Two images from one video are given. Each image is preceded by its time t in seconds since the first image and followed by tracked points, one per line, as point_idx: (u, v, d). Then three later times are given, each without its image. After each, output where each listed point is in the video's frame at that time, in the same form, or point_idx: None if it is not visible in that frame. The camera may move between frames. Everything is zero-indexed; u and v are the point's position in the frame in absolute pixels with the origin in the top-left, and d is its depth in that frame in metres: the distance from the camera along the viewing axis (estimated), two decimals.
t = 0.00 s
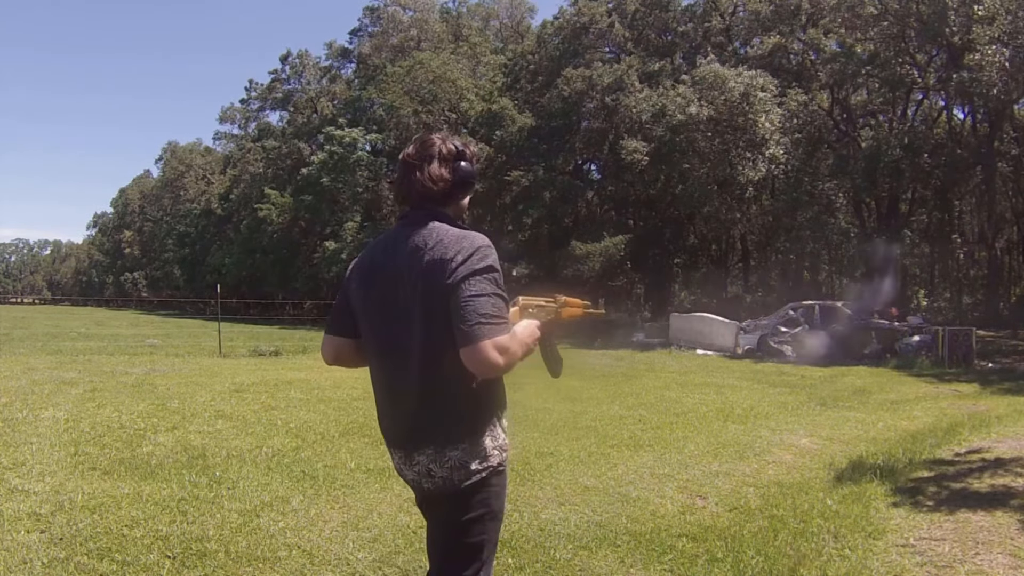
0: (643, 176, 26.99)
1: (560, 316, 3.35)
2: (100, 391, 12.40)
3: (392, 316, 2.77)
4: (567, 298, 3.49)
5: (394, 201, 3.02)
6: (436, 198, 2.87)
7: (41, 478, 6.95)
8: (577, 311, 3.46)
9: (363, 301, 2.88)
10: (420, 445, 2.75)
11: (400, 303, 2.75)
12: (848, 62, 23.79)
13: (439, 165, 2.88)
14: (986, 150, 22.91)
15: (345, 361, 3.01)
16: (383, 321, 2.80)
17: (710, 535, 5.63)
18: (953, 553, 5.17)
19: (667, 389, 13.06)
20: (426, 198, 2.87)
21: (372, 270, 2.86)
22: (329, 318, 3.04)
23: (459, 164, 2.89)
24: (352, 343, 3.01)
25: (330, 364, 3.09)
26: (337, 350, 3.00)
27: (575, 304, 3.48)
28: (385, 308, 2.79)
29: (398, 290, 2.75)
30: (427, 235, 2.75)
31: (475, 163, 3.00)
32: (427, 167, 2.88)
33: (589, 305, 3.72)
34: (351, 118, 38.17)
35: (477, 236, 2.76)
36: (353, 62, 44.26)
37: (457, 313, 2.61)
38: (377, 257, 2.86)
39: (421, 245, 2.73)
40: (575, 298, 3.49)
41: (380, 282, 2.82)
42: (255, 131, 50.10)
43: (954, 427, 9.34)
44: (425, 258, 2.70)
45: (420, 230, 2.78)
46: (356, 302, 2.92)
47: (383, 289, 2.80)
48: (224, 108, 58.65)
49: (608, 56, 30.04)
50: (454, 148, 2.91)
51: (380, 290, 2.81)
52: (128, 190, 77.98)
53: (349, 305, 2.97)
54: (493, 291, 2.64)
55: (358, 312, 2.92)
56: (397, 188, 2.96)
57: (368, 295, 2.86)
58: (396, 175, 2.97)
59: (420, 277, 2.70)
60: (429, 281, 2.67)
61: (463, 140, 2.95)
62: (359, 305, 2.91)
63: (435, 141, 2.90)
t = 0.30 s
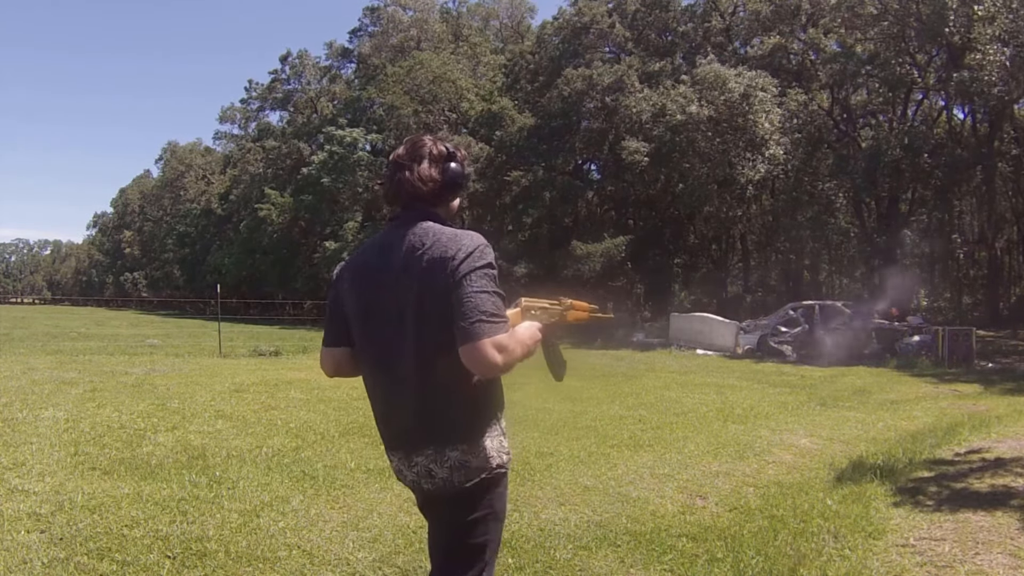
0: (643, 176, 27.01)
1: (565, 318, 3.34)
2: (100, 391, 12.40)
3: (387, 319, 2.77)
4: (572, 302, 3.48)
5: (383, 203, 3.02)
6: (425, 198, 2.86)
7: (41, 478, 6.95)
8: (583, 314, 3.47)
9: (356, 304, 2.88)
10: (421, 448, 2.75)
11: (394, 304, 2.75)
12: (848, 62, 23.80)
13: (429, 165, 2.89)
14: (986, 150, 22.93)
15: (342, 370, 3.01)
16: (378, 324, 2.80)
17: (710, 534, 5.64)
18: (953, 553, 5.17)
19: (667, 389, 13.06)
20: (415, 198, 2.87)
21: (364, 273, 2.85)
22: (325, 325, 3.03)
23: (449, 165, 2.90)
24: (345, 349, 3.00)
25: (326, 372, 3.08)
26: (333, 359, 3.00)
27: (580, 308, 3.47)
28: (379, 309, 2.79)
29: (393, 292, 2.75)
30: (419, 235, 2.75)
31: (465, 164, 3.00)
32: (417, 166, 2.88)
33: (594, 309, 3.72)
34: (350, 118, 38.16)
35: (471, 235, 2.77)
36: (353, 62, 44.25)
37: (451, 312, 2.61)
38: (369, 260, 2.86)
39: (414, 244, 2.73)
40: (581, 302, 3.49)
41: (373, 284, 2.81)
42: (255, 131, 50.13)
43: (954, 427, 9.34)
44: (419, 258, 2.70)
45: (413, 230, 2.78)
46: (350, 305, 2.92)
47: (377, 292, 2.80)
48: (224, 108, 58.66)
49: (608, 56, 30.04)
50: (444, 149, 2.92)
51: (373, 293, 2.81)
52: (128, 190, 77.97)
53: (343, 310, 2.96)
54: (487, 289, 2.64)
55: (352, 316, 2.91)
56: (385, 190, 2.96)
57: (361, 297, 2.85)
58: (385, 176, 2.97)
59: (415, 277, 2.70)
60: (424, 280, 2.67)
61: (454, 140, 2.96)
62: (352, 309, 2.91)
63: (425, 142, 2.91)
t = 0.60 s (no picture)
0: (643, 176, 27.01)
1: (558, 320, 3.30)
2: (100, 391, 12.40)
3: (384, 321, 2.76)
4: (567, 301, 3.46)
5: (378, 205, 3.01)
6: (418, 200, 2.87)
7: (41, 478, 6.96)
8: (577, 316, 3.43)
9: (353, 307, 2.88)
10: (418, 450, 2.75)
11: (389, 307, 2.75)
12: (848, 62, 23.63)
13: (421, 166, 2.88)
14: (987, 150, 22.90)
15: (340, 372, 2.98)
16: (374, 326, 2.80)
17: (710, 534, 5.63)
18: (953, 553, 5.17)
19: (667, 389, 13.05)
20: (407, 200, 2.88)
21: (360, 276, 2.86)
22: (324, 327, 3.02)
23: (441, 165, 2.89)
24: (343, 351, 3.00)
25: (327, 375, 3.06)
26: (333, 361, 2.98)
27: (575, 307, 3.45)
28: (376, 312, 2.79)
29: (389, 295, 2.74)
30: (414, 237, 2.75)
31: (458, 164, 3.00)
32: (409, 169, 2.88)
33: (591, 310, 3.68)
34: (350, 118, 38.17)
35: (465, 236, 2.77)
36: (353, 62, 44.24)
37: (446, 313, 2.61)
38: (365, 263, 2.86)
39: (408, 247, 2.74)
40: (576, 302, 3.45)
41: (369, 287, 2.82)
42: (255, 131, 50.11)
43: (954, 427, 9.34)
44: (415, 260, 2.70)
45: (407, 233, 2.78)
46: (347, 309, 2.92)
47: (373, 294, 2.80)
48: (224, 108, 58.67)
49: (609, 56, 30.04)
50: (436, 150, 2.91)
51: (369, 296, 2.81)
52: (127, 190, 77.99)
53: (341, 313, 2.96)
54: (481, 291, 2.64)
55: (350, 320, 2.91)
56: (379, 192, 2.96)
57: (357, 301, 2.86)
58: (378, 178, 2.97)
59: (410, 279, 2.70)
60: (420, 281, 2.67)
61: (446, 142, 2.96)
62: (349, 312, 2.91)
63: (417, 144, 2.91)
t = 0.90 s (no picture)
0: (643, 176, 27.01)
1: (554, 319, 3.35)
2: (100, 391, 12.39)
3: (385, 320, 2.76)
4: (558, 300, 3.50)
5: (381, 205, 3.01)
6: (422, 200, 2.87)
7: (41, 478, 6.95)
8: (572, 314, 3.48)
9: (355, 307, 2.88)
10: (420, 448, 2.74)
11: (392, 306, 2.74)
12: (848, 62, 23.56)
13: (425, 166, 2.88)
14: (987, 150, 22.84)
15: (342, 370, 2.99)
16: (377, 325, 2.80)
17: (710, 535, 5.63)
18: (953, 554, 5.17)
19: (667, 389, 13.05)
20: (411, 200, 2.87)
21: (363, 275, 2.85)
22: (326, 326, 3.02)
23: (446, 166, 2.90)
24: (344, 350, 2.99)
25: (327, 374, 3.06)
26: (334, 359, 2.98)
27: (568, 306, 3.49)
28: (378, 311, 2.79)
29: (391, 293, 2.74)
30: (416, 236, 2.75)
31: (462, 165, 3.00)
32: (413, 168, 2.88)
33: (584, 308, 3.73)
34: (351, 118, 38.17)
35: (468, 235, 2.77)
36: (353, 62, 44.23)
37: (449, 312, 2.61)
38: (368, 262, 2.86)
39: (411, 246, 2.73)
40: (568, 300, 3.50)
41: (371, 287, 2.82)
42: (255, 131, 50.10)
43: (954, 428, 9.34)
44: (416, 260, 2.70)
45: (410, 232, 2.78)
46: (349, 308, 2.92)
47: (375, 293, 2.79)
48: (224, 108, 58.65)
49: (609, 56, 30.04)
50: (441, 150, 2.91)
51: (371, 296, 2.81)
52: (127, 190, 78.02)
53: (343, 312, 2.96)
54: (485, 290, 2.64)
55: (352, 319, 2.91)
56: (382, 192, 2.95)
57: (359, 301, 2.86)
58: (382, 177, 2.97)
59: (411, 280, 2.70)
60: (422, 281, 2.67)
61: (450, 142, 2.96)
62: (351, 311, 2.91)
63: (421, 143, 2.91)
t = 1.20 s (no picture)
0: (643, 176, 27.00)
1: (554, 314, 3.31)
2: (100, 391, 12.39)
3: (387, 318, 2.76)
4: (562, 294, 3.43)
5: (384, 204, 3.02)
6: (425, 199, 2.87)
7: (41, 477, 6.96)
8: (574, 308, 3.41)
9: (358, 304, 2.88)
10: (420, 447, 2.74)
11: (393, 304, 2.75)
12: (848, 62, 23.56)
13: (429, 166, 2.89)
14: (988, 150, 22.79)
15: (346, 368, 2.98)
16: (378, 323, 2.80)
17: (710, 534, 5.63)
18: (953, 554, 5.17)
19: (667, 389, 13.05)
20: (414, 199, 2.88)
21: (365, 274, 2.86)
22: (330, 324, 3.03)
23: (450, 166, 2.90)
24: (347, 347, 2.99)
25: (329, 370, 3.05)
26: (339, 357, 2.98)
27: (571, 300, 3.41)
28: (379, 308, 2.79)
29: (391, 291, 2.74)
30: (417, 234, 2.75)
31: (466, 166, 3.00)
32: (416, 168, 2.89)
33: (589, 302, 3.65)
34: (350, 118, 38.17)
35: (468, 233, 2.76)
36: (353, 62, 44.23)
37: (446, 310, 2.60)
38: (369, 261, 2.86)
39: (410, 244, 2.73)
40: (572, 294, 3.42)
41: (373, 286, 2.82)
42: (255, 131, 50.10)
43: (954, 428, 9.34)
44: (416, 258, 2.70)
45: (410, 230, 2.78)
46: (351, 306, 2.93)
47: (376, 291, 2.80)
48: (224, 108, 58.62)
49: (609, 56, 30.04)
50: (444, 150, 2.92)
51: (374, 295, 2.81)
52: (128, 190, 78.04)
53: (347, 310, 2.96)
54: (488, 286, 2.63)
55: (355, 317, 2.91)
56: (385, 191, 2.96)
57: (361, 299, 2.86)
58: (385, 176, 2.97)
59: (410, 278, 2.70)
60: (420, 279, 2.67)
61: (454, 142, 2.96)
62: (354, 308, 2.91)
63: (426, 143, 2.92)
